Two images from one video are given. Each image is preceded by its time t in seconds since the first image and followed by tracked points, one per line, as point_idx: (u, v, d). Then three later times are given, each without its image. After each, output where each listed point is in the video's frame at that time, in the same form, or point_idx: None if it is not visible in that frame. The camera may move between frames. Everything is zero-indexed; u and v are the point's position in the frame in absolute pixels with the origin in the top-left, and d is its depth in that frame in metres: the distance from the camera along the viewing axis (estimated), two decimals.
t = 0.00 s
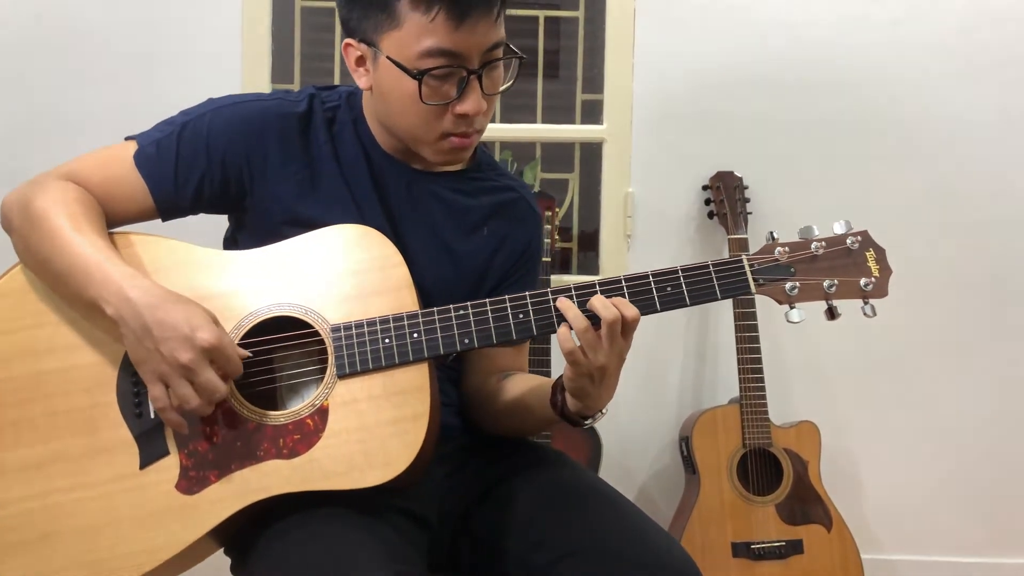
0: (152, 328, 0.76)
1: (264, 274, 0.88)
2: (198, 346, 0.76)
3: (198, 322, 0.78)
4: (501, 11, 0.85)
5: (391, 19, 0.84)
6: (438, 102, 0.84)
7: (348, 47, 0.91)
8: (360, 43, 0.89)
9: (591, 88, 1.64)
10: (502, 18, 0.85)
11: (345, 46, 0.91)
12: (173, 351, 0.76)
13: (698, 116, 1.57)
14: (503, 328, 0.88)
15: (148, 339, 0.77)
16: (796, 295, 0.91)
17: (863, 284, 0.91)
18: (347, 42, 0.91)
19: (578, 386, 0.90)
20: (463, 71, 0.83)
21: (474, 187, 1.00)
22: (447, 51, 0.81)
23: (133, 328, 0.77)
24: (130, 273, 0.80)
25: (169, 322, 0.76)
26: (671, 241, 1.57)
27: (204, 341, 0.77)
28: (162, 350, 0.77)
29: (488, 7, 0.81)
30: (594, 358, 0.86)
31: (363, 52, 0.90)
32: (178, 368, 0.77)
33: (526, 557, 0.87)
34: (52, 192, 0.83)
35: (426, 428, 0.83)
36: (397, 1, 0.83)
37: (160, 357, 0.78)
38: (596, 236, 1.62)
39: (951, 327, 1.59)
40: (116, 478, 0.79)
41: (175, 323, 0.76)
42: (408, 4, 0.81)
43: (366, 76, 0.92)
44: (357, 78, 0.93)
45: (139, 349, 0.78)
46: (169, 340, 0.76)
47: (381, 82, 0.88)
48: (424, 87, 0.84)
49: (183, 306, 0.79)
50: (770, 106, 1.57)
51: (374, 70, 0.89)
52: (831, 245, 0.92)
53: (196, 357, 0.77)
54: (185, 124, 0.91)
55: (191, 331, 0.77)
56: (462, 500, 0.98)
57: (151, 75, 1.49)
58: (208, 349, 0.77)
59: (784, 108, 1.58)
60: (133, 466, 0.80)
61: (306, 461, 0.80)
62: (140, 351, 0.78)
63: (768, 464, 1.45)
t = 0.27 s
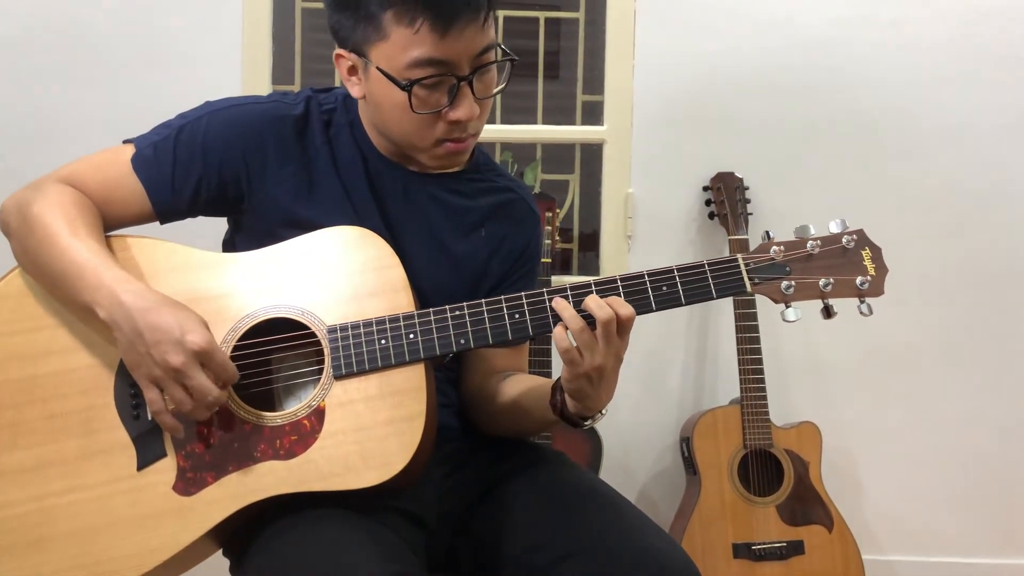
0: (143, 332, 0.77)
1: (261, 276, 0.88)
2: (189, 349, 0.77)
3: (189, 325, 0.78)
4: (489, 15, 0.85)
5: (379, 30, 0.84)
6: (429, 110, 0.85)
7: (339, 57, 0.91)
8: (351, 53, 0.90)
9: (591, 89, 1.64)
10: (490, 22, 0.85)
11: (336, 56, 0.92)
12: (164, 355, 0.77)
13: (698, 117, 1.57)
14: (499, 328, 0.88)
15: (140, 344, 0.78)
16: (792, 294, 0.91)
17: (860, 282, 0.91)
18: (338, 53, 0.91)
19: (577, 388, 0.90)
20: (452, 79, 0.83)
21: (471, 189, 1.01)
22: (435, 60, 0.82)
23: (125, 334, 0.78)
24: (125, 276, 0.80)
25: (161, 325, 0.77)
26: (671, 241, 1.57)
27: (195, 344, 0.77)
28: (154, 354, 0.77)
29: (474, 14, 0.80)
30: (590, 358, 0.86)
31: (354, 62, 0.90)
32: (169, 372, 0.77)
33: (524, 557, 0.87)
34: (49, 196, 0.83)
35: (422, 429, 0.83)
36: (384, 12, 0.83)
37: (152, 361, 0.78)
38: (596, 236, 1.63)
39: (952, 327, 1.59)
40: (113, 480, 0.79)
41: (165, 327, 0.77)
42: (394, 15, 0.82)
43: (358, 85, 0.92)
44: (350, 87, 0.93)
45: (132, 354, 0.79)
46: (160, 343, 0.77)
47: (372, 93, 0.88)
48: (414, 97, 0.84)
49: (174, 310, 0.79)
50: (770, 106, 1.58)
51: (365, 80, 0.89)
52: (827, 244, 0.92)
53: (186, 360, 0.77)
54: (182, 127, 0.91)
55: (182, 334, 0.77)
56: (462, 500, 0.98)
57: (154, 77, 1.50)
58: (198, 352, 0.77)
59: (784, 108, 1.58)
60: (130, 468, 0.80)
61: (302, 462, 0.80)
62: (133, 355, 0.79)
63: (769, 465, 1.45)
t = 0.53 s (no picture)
0: (144, 326, 0.77)
1: (259, 276, 0.88)
2: (190, 340, 0.77)
3: (189, 317, 0.78)
4: (483, 14, 0.84)
5: (369, 23, 0.84)
6: (417, 106, 0.84)
7: (333, 49, 0.91)
8: (344, 46, 0.89)
9: (591, 88, 1.63)
10: (484, 21, 0.84)
11: (330, 48, 0.92)
12: (165, 348, 0.76)
13: (697, 116, 1.56)
14: (497, 329, 0.87)
15: (142, 338, 0.77)
16: (793, 294, 0.90)
17: (861, 282, 0.90)
18: (332, 45, 0.91)
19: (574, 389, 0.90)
20: (442, 75, 0.82)
21: (470, 188, 1.00)
22: (424, 55, 0.81)
23: (126, 329, 0.78)
24: (123, 274, 0.80)
25: (161, 318, 0.77)
26: (671, 241, 1.57)
27: (196, 335, 0.77)
28: (155, 348, 0.77)
29: (466, 10, 0.80)
30: (587, 360, 0.86)
31: (347, 54, 0.90)
32: (172, 365, 0.77)
33: (521, 558, 0.86)
34: (47, 195, 0.83)
35: (419, 430, 0.83)
36: (375, 5, 0.82)
37: (154, 355, 0.78)
38: (596, 236, 1.62)
39: (955, 327, 1.58)
40: (111, 480, 0.79)
41: (166, 320, 0.77)
42: (385, 8, 0.81)
43: (351, 78, 0.92)
44: (344, 80, 0.93)
45: (134, 348, 0.79)
46: (161, 336, 0.76)
47: (363, 86, 0.88)
48: (401, 91, 0.83)
49: (175, 304, 0.79)
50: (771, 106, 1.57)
51: (357, 73, 0.89)
52: (828, 244, 0.91)
53: (188, 351, 0.77)
54: (179, 127, 0.91)
55: (183, 326, 0.77)
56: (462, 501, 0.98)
57: (154, 78, 1.50)
58: (200, 343, 0.77)
59: (785, 108, 1.57)
60: (129, 468, 0.80)
61: (300, 463, 0.80)
62: (135, 351, 0.79)
63: (769, 464, 1.45)
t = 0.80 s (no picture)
0: (137, 333, 0.76)
1: (258, 277, 0.88)
2: (183, 348, 0.76)
3: (183, 325, 0.77)
4: (492, 20, 0.84)
5: (375, 18, 0.83)
6: (417, 105, 0.83)
7: (338, 41, 0.91)
8: (349, 39, 0.89)
9: (590, 88, 1.62)
10: (493, 27, 0.84)
11: (335, 39, 0.91)
12: (158, 355, 0.76)
13: (696, 115, 1.55)
14: (496, 330, 0.87)
15: (134, 344, 0.77)
16: (795, 295, 0.89)
17: (863, 283, 0.89)
18: (338, 36, 0.91)
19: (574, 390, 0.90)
20: (445, 76, 0.82)
21: (472, 188, 1.00)
22: (428, 54, 0.80)
23: (119, 335, 0.77)
24: (120, 277, 0.79)
25: (155, 325, 0.76)
26: (670, 240, 1.56)
27: (189, 343, 0.76)
28: (149, 355, 0.77)
29: (474, 13, 0.79)
30: (587, 361, 0.85)
31: (352, 48, 0.89)
32: (164, 372, 0.77)
33: (520, 559, 0.86)
34: (44, 195, 0.83)
35: (418, 432, 0.82)
36: None
37: (147, 362, 0.78)
38: (595, 236, 1.61)
39: (958, 327, 1.57)
40: (109, 481, 0.79)
41: (160, 327, 0.76)
42: (392, 5, 0.81)
43: (354, 72, 0.91)
44: (346, 73, 0.93)
45: (126, 355, 0.79)
46: (154, 343, 0.76)
47: (364, 80, 0.87)
48: (402, 88, 0.83)
49: (170, 310, 0.78)
50: (772, 105, 1.55)
51: (360, 67, 0.88)
52: (830, 244, 0.90)
53: (181, 360, 0.76)
54: (178, 126, 0.91)
55: (176, 334, 0.77)
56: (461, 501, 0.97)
57: (152, 77, 1.50)
58: (193, 351, 0.77)
59: (786, 107, 1.56)
60: (127, 469, 0.80)
61: (298, 464, 0.79)
62: (127, 357, 0.79)
63: (768, 463, 1.44)
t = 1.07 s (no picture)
0: (137, 338, 0.76)
1: (259, 278, 0.87)
2: (183, 356, 0.76)
3: (184, 332, 0.77)
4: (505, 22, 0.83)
5: (389, 27, 0.82)
6: (436, 114, 0.83)
7: (347, 50, 0.89)
8: (359, 48, 0.88)
9: (589, 87, 1.61)
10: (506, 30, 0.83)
11: (344, 49, 0.90)
12: (157, 361, 0.76)
13: (696, 115, 1.54)
14: (498, 333, 0.87)
15: (133, 350, 0.77)
16: (797, 302, 0.89)
17: (866, 289, 0.89)
18: (347, 45, 0.89)
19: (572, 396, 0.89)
20: (462, 84, 0.81)
21: (475, 190, 0.99)
22: (446, 64, 0.80)
23: (118, 339, 0.77)
24: (120, 279, 0.79)
25: (154, 331, 0.76)
26: (669, 241, 1.55)
27: (189, 351, 0.76)
28: (147, 361, 0.76)
29: (490, 20, 0.79)
30: (586, 367, 0.85)
31: (362, 57, 0.88)
32: (163, 379, 0.77)
33: (522, 559, 0.87)
34: (44, 194, 0.82)
35: (419, 435, 0.82)
36: (397, 9, 0.81)
37: (145, 367, 0.77)
38: (594, 237, 1.61)
39: (956, 330, 1.57)
40: (109, 482, 0.79)
41: (160, 333, 0.76)
42: (407, 14, 0.80)
43: (364, 81, 0.90)
44: (355, 83, 0.92)
45: (124, 359, 0.78)
46: (154, 349, 0.76)
47: (378, 90, 0.86)
48: (421, 99, 0.82)
49: (168, 316, 0.78)
50: (772, 107, 1.55)
51: (373, 76, 0.87)
52: (833, 250, 0.90)
53: (180, 367, 0.76)
54: (181, 124, 0.90)
55: (176, 341, 0.76)
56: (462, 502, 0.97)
57: (149, 75, 1.49)
58: (193, 359, 0.76)
59: (785, 109, 1.55)
60: (126, 469, 0.80)
61: (299, 466, 0.79)
62: (125, 361, 0.78)
63: (766, 463, 1.44)
